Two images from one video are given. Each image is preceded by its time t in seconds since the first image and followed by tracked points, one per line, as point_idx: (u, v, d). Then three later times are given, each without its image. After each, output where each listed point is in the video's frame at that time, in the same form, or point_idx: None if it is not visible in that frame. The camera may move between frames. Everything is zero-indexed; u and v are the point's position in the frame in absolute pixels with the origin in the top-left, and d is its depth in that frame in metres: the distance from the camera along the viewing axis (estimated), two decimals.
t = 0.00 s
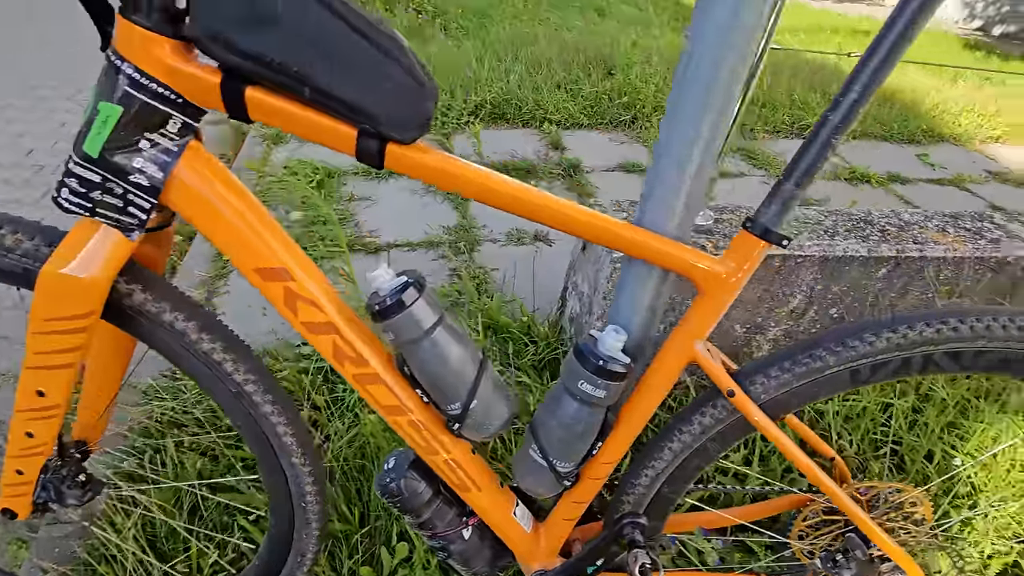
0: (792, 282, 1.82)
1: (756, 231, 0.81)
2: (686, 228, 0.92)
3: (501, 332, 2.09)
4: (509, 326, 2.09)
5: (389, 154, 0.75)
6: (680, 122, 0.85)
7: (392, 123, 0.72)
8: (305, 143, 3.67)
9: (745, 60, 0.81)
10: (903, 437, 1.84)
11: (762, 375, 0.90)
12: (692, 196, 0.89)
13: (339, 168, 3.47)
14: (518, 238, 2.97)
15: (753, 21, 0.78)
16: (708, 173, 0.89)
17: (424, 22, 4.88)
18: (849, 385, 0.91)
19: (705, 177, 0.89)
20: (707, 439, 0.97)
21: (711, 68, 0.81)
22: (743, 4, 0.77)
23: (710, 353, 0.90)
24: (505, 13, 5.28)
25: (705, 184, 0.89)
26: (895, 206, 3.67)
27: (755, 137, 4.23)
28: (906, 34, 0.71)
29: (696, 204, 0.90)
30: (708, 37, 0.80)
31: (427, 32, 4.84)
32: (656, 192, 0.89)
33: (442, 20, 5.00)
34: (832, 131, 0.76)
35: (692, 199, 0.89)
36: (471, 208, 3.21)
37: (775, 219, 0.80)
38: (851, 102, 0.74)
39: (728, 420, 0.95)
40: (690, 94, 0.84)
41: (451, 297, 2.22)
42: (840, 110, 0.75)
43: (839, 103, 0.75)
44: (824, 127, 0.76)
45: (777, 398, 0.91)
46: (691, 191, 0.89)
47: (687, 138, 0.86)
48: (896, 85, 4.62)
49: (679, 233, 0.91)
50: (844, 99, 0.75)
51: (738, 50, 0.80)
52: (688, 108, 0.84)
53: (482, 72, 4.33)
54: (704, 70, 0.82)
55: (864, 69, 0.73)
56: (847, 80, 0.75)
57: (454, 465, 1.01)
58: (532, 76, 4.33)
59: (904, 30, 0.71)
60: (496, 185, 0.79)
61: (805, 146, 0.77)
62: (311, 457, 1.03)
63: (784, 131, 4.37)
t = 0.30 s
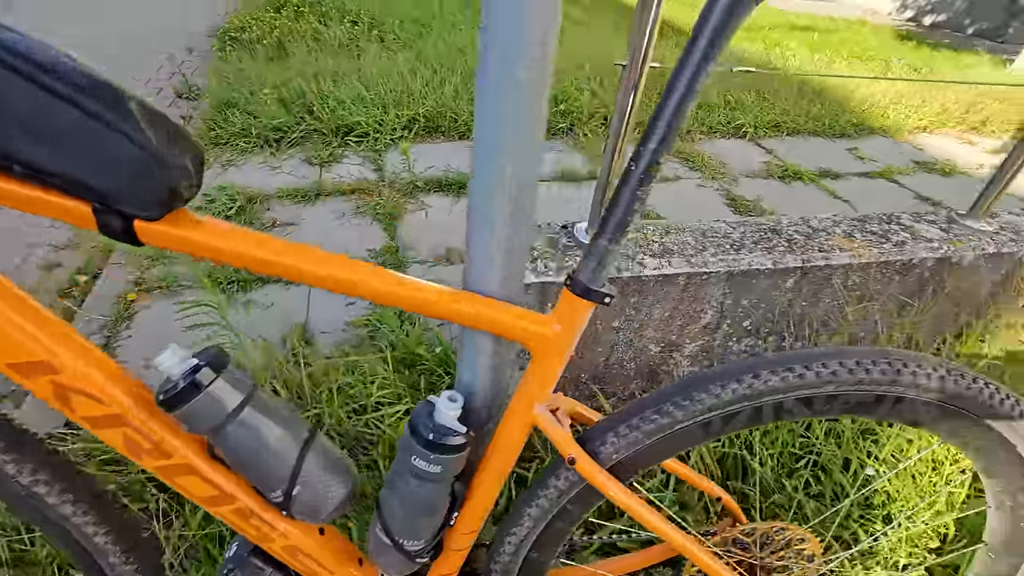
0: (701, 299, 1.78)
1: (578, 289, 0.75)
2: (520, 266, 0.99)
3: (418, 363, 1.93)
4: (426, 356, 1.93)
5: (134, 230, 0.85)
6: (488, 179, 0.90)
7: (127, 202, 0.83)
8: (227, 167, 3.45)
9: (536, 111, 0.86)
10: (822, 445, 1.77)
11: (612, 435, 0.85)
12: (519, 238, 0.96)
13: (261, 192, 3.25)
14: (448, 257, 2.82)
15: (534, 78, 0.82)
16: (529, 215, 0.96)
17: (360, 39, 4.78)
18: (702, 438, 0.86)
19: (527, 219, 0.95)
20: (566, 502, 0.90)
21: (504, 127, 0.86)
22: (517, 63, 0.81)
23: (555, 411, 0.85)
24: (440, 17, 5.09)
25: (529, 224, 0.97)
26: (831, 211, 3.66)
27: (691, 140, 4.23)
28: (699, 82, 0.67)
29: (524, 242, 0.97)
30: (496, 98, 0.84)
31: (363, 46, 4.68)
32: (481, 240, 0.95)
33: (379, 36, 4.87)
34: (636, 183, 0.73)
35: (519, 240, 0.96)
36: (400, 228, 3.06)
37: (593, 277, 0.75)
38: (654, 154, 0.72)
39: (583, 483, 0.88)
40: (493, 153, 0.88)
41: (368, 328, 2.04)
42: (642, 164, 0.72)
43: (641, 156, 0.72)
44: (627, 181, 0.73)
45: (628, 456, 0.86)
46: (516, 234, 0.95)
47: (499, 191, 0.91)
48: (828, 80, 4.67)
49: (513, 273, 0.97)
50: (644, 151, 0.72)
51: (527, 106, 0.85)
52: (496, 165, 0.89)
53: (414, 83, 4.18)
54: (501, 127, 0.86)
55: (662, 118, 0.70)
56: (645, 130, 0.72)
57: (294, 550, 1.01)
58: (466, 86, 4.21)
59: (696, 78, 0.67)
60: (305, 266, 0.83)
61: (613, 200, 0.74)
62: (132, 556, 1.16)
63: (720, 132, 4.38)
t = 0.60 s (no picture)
0: (634, 310, 1.73)
1: (432, 346, 0.72)
2: (374, 311, 0.94)
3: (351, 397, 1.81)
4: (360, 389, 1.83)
5: None
6: (317, 228, 0.85)
7: None
8: (158, 194, 3.20)
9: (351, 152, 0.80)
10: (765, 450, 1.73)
11: (498, 490, 0.78)
12: (366, 284, 0.91)
13: (190, 219, 3.00)
14: (392, 275, 2.65)
15: (338, 120, 0.76)
16: (373, 258, 0.90)
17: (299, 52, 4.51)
18: (596, 485, 0.80)
19: (372, 263, 0.90)
20: (459, 564, 0.84)
21: (320, 175, 0.80)
22: (318, 101, 0.75)
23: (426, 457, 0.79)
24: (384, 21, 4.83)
25: (376, 267, 0.91)
26: (780, 205, 3.58)
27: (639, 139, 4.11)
28: (526, 115, 0.63)
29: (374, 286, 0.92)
30: (304, 143, 0.79)
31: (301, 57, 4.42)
32: (323, 290, 0.90)
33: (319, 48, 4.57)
34: (478, 227, 0.69)
35: (366, 285, 0.91)
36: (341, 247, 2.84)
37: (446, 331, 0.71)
38: (495, 195, 0.67)
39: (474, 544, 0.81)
40: (314, 201, 0.82)
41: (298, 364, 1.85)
42: (480, 207, 0.68)
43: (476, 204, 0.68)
44: (467, 226, 0.69)
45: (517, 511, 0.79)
46: (360, 281, 0.90)
47: (331, 240, 0.86)
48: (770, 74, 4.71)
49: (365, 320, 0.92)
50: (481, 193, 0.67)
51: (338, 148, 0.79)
52: (320, 211, 0.83)
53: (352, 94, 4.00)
54: (317, 173, 0.81)
55: (493, 157, 0.66)
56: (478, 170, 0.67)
57: None
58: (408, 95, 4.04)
59: (523, 112, 0.63)
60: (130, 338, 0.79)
61: (456, 246, 0.70)
62: None
63: (667, 130, 4.27)
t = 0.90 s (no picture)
0: (619, 307, 1.65)
1: (347, 357, 0.71)
2: (291, 316, 0.84)
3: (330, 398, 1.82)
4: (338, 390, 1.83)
5: None
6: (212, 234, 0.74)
7: None
8: (147, 194, 3.16)
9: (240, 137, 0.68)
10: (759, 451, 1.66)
11: (437, 511, 0.75)
12: (277, 287, 0.80)
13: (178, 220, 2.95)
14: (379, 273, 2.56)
15: (218, 101, 0.65)
16: (283, 257, 0.79)
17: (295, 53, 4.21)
18: (548, 503, 0.76)
19: (282, 263, 0.79)
20: None
21: (204, 178, 0.70)
22: (189, 92, 0.64)
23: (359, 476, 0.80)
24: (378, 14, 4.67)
25: (288, 266, 0.80)
26: (782, 193, 3.47)
27: (638, 128, 3.96)
28: (427, 93, 0.57)
29: (287, 288, 0.82)
30: (180, 129, 0.66)
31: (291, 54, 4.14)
32: (227, 296, 0.79)
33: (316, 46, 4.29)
34: (386, 223, 0.64)
35: (278, 288, 0.80)
36: (329, 244, 2.74)
37: (363, 343, 0.70)
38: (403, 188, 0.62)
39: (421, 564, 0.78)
40: (203, 197, 0.71)
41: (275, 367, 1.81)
42: (387, 199, 0.63)
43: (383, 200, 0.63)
44: (375, 222, 0.64)
45: (460, 532, 0.76)
46: (270, 284, 0.80)
47: (229, 252, 0.76)
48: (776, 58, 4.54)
49: (280, 327, 0.82)
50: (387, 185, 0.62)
51: (224, 134, 0.67)
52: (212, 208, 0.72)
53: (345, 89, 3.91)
54: (202, 164, 0.69)
55: (395, 141, 0.60)
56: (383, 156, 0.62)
57: None
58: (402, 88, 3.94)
59: (423, 91, 0.57)
60: (38, 360, 0.72)
61: (367, 246, 0.66)
62: None
63: (667, 118, 4.12)
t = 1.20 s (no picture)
0: (609, 303, 1.59)
1: (270, 375, 0.69)
2: (209, 323, 0.80)
3: (317, 402, 1.78)
4: (324, 394, 1.79)
5: None
6: (113, 241, 0.71)
7: None
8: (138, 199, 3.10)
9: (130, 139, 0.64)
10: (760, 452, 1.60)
11: (388, 534, 0.80)
12: (190, 293, 0.77)
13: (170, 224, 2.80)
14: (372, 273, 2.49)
15: (96, 99, 0.61)
16: (195, 263, 0.76)
17: (286, 48, 4.10)
18: (506, 522, 0.81)
19: (193, 269, 0.76)
20: None
21: (94, 183, 0.66)
22: (62, 90, 0.60)
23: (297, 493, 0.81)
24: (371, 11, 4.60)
25: (202, 272, 0.77)
26: (787, 180, 3.37)
27: (638, 118, 3.84)
28: (327, 77, 0.52)
29: (203, 295, 0.78)
30: (60, 132, 0.62)
31: (283, 51, 4.05)
32: (137, 304, 0.76)
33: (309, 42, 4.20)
34: (297, 227, 0.60)
35: (191, 295, 0.77)
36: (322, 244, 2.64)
37: (286, 357, 0.68)
38: (315, 185, 0.58)
39: None
40: (97, 203, 0.67)
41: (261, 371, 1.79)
42: (298, 200, 0.58)
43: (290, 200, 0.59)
44: (286, 225, 0.60)
45: (412, 556, 0.81)
46: (181, 293, 0.76)
47: (133, 260, 0.72)
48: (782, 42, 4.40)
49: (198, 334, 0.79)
50: (296, 182, 0.58)
51: (110, 137, 0.63)
52: (108, 215, 0.68)
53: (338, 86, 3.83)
54: (91, 168, 0.65)
55: (300, 134, 0.55)
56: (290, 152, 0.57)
57: None
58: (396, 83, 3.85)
59: (323, 75, 0.52)
60: None
61: (281, 251, 0.62)
62: None
63: (669, 107, 3.99)
